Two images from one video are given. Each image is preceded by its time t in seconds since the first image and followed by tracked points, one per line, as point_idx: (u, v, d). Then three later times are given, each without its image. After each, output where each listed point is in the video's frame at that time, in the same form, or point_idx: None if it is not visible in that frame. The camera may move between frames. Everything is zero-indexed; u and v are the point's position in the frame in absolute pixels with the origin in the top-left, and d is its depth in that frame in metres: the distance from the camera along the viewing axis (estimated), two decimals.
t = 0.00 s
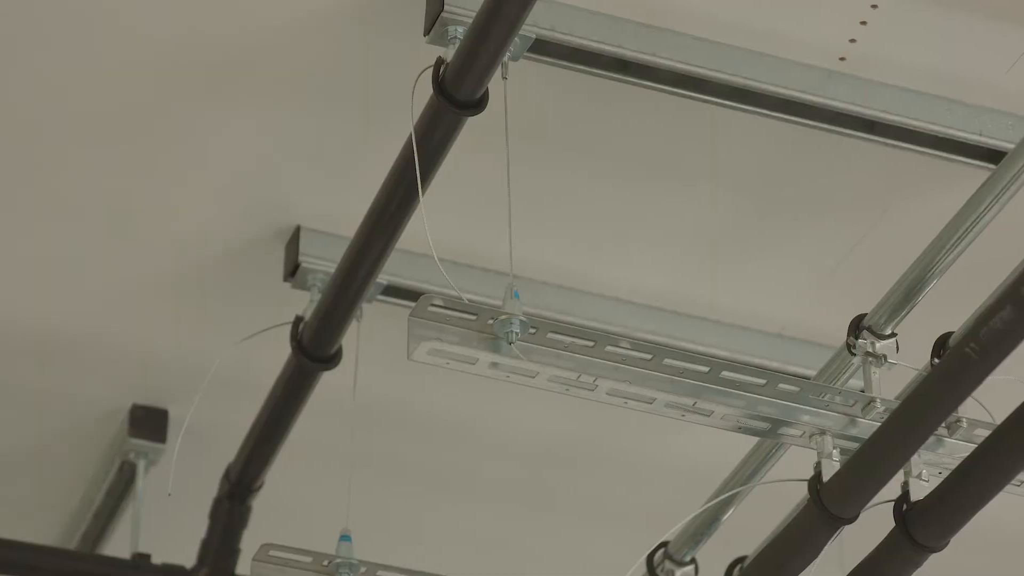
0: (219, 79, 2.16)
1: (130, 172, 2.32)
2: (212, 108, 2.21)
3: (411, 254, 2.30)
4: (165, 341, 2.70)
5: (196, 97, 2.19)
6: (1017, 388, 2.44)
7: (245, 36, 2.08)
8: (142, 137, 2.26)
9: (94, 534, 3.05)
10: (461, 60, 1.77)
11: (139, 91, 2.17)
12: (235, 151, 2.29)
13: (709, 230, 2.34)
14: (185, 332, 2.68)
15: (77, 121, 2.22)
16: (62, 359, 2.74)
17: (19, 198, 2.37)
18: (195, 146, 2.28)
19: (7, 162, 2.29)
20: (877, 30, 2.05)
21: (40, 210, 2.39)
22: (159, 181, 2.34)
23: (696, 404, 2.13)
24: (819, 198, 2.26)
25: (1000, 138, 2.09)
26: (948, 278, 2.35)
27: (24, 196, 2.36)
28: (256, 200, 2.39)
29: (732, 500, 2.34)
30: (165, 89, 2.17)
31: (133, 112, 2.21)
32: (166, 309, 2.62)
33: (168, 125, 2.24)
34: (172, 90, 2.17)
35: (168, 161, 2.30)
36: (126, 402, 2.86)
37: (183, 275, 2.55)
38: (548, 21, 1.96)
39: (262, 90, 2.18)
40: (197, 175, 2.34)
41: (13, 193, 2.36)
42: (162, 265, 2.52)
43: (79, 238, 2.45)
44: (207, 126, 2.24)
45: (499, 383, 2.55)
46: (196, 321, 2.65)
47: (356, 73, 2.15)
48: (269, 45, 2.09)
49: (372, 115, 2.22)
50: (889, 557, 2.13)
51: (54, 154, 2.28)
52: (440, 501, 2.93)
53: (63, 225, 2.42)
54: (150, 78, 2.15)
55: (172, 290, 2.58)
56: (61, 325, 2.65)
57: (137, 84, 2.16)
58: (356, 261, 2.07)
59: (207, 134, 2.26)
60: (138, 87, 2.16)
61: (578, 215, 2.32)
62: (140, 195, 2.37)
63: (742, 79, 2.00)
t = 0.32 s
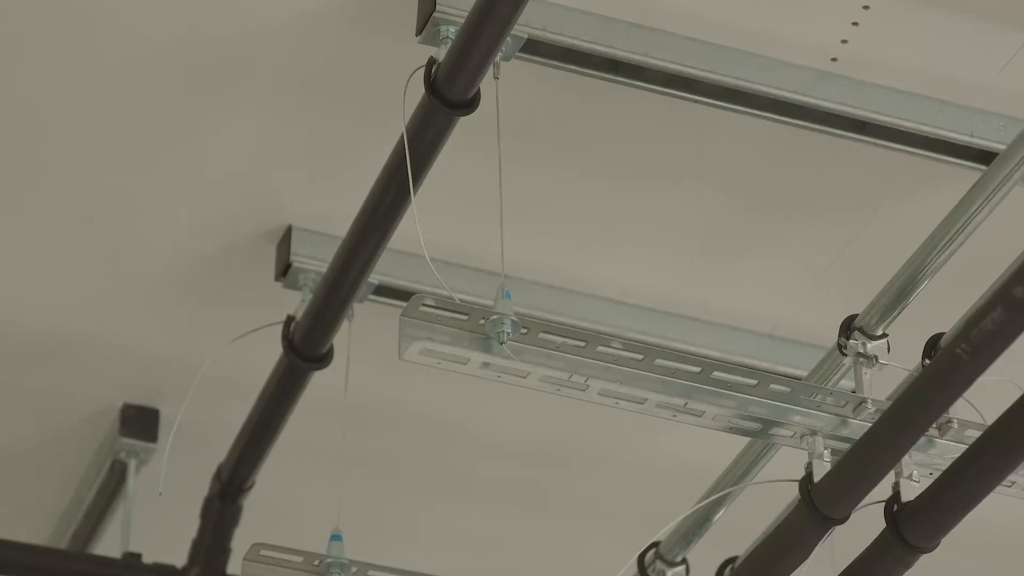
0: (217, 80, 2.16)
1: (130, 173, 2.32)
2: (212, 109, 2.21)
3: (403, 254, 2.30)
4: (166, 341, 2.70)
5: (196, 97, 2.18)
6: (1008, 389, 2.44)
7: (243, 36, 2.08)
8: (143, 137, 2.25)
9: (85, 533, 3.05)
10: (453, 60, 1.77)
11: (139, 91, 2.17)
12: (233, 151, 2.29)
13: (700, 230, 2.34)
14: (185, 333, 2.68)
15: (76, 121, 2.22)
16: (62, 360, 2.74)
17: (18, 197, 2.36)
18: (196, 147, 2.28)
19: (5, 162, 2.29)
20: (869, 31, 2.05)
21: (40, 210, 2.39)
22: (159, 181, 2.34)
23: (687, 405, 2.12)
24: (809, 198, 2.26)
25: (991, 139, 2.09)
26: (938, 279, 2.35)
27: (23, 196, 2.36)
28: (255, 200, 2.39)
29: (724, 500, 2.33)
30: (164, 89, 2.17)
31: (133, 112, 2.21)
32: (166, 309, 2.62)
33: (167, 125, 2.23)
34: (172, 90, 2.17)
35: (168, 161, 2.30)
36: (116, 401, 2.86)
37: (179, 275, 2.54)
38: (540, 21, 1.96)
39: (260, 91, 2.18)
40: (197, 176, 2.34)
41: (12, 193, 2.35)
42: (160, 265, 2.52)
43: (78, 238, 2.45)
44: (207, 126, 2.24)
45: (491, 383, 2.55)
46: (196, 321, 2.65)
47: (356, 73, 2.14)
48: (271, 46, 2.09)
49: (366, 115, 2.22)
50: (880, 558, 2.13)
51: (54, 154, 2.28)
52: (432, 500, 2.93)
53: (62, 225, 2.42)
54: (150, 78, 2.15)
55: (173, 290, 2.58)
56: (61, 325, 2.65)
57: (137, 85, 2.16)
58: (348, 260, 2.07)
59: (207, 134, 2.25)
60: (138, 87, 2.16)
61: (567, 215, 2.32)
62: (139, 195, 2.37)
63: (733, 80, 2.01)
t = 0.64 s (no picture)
0: (217, 80, 2.16)
1: (130, 173, 2.32)
2: (213, 109, 2.21)
3: (394, 254, 2.30)
4: (166, 342, 2.70)
5: (196, 97, 2.18)
6: (998, 390, 2.44)
7: (240, 36, 2.08)
8: (144, 137, 2.25)
9: (74, 532, 3.05)
10: (444, 60, 1.77)
11: (139, 91, 2.17)
12: (231, 151, 2.29)
13: (692, 231, 2.34)
14: (185, 333, 2.68)
15: (76, 121, 2.22)
16: (62, 359, 2.74)
17: (17, 197, 2.36)
18: (196, 147, 2.28)
19: (5, 162, 2.29)
20: (860, 31, 2.05)
21: (40, 210, 2.39)
22: (159, 181, 2.34)
23: (677, 405, 2.13)
24: (801, 198, 2.26)
25: (981, 140, 2.09)
26: (929, 280, 2.35)
27: (23, 195, 2.36)
28: (251, 200, 2.39)
29: (714, 500, 2.33)
30: (164, 89, 2.17)
31: (134, 112, 2.21)
32: (165, 309, 2.62)
33: (167, 125, 2.23)
34: (172, 90, 2.17)
35: (167, 161, 2.30)
36: (107, 400, 2.86)
37: (174, 275, 2.54)
38: (531, 21, 1.96)
39: (258, 91, 2.18)
40: (197, 176, 2.34)
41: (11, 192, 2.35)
42: (158, 265, 2.52)
43: (77, 238, 2.45)
44: (206, 126, 2.24)
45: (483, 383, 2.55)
46: (196, 321, 2.65)
47: (355, 74, 2.14)
48: (270, 46, 2.09)
49: (361, 115, 2.22)
50: (869, 558, 2.13)
51: (54, 154, 2.28)
52: (428, 500, 2.93)
53: (62, 225, 2.42)
54: (150, 79, 2.15)
55: (173, 291, 2.58)
56: (60, 325, 2.65)
57: (138, 85, 2.16)
58: (339, 260, 2.07)
59: (207, 134, 2.25)
60: (138, 87, 2.16)
61: (558, 215, 2.32)
62: (139, 195, 2.37)
63: (724, 80, 2.01)
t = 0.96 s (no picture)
0: (217, 81, 2.16)
1: (130, 173, 2.32)
2: (212, 109, 2.21)
3: (384, 254, 2.30)
4: (166, 342, 2.70)
5: (194, 97, 2.18)
6: (988, 391, 2.45)
7: (237, 37, 2.07)
8: (145, 137, 2.25)
9: (64, 531, 3.04)
10: (435, 59, 1.77)
11: (139, 92, 2.17)
12: (228, 152, 2.29)
13: (683, 231, 2.34)
14: (185, 332, 2.67)
15: (76, 121, 2.21)
16: (63, 359, 2.73)
17: (16, 196, 2.36)
18: (195, 146, 2.28)
19: (4, 161, 2.28)
20: (850, 32, 2.05)
21: (39, 209, 2.39)
22: (158, 181, 2.34)
23: (667, 405, 2.12)
24: (792, 198, 2.26)
25: (971, 141, 2.10)
26: (919, 280, 2.35)
27: (22, 194, 2.35)
28: (245, 200, 2.38)
29: (703, 500, 2.33)
30: (164, 89, 2.17)
31: (134, 112, 2.21)
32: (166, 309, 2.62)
33: (167, 125, 2.23)
34: (171, 89, 2.17)
35: (164, 161, 2.30)
36: (96, 400, 2.85)
37: (167, 275, 2.54)
38: (522, 21, 1.96)
39: (256, 91, 2.17)
40: (197, 176, 2.33)
41: (9, 191, 2.35)
42: (158, 265, 2.52)
43: (75, 237, 2.45)
44: (206, 126, 2.24)
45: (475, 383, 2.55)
46: (197, 321, 2.65)
47: (353, 74, 2.14)
48: (267, 46, 2.09)
49: (354, 115, 2.22)
50: (858, 559, 2.13)
51: (54, 153, 2.27)
52: (412, 499, 2.92)
53: (61, 224, 2.42)
54: (150, 78, 2.15)
55: (173, 292, 2.58)
56: (60, 325, 2.65)
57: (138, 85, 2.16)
58: (329, 260, 2.07)
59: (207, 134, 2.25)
60: (138, 87, 2.16)
61: (548, 215, 2.32)
62: (139, 195, 2.37)
63: (714, 80, 2.01)
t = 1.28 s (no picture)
0: (217, 81, 2.16)
1: (130, 173, 2.32)
2: (212, 108, 2.21)
3: (373, 254, 2.30)
4: (166, 342, 2.70)
5: (194, 97, 2.18)
6: (977, 392, 2.45)
7: (235, 37, 2.07)
8: (145, 136, 2.25)
9: (52, 530, 3.04)
10: (424, 59, 1.77)
11: (139, 91, 2.17)
12: (227, 152, 2.29)
13: (673, 231, 2.34)
14: (184, 333, 2.67)
15: (76, 120, 2.22)
16: (62, 359, 2.73)
17: (15, 195, 2.36)
18: (196, 146, 2.28)
19: (4, 160, 2.28)
20: (839, 34, 2.06)
21: (39, 209, 2.39)
22: (158, 181, 2.34)
23: (655, 405, 2.12)
24: (781, 199, 2.26)
25: (961, 142, 2.10)
26: (907, 281, 2.35)
27: (21, 194, 2.35)
28: (237, 200, 2.38)
29: (692, 501, 2.33)
30: (164, 89, 2.17)
31: (135, 112, 2.21)
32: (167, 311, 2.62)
33: (167, 125, 2.23)
34: (171, 89, 2.17)
35: (162, 161, 2.30)
36: (86, 398, 2.84)
37: (161, 275, 2.54)
38: (511, 21, 1.97)
39: (254, 91, 2.17)
40: (197, 176, 2.33)
41: (7, 190, 2.34)
42: (160, 266, 2.52)
43: (73, 237, 2.45)
44: (207, 126, 2.24)
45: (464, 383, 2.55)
46: (197, 321, 2.65)
47: (346, 74, 2.14)
48: (262, 47, 2.09)
49: (347, 115, 2.22)
50: (847, 559, 2.13)
51: (54, 153, 2.27)
52: (408, 499, 2.92)
53: (61, 224, 2.42)
54: (150, 77, 2.15)
55: (174, 292, 2.58)
56: (60, 326, 2.65)
57: (138, 84, 2.16)
58: (318, 259, 2.06)
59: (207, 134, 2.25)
60: (138, 87, 2.16)
61: (537, 215, 2.32)
62: (140, 195, 2.37)
63: (703, 81, 2.01)
